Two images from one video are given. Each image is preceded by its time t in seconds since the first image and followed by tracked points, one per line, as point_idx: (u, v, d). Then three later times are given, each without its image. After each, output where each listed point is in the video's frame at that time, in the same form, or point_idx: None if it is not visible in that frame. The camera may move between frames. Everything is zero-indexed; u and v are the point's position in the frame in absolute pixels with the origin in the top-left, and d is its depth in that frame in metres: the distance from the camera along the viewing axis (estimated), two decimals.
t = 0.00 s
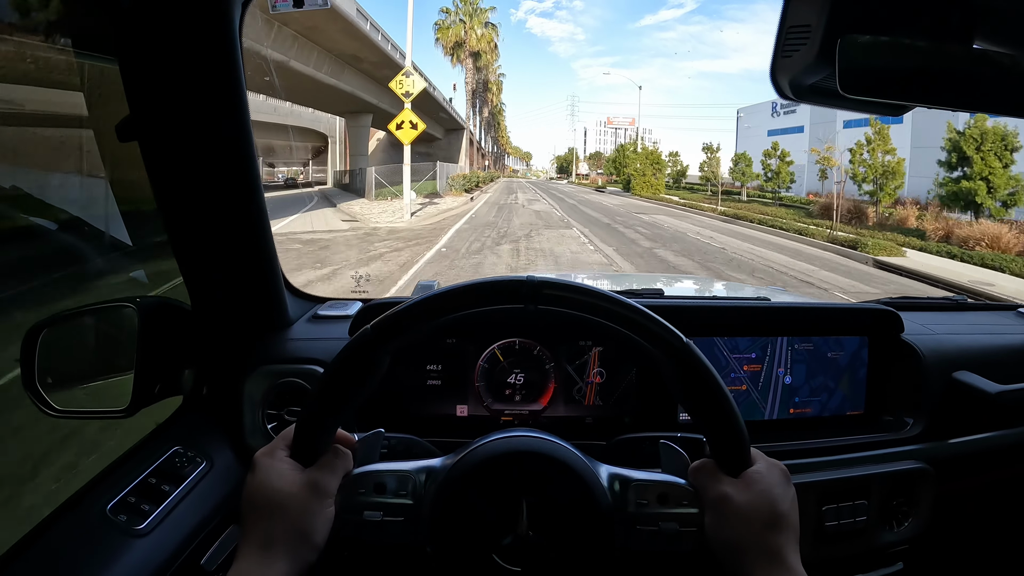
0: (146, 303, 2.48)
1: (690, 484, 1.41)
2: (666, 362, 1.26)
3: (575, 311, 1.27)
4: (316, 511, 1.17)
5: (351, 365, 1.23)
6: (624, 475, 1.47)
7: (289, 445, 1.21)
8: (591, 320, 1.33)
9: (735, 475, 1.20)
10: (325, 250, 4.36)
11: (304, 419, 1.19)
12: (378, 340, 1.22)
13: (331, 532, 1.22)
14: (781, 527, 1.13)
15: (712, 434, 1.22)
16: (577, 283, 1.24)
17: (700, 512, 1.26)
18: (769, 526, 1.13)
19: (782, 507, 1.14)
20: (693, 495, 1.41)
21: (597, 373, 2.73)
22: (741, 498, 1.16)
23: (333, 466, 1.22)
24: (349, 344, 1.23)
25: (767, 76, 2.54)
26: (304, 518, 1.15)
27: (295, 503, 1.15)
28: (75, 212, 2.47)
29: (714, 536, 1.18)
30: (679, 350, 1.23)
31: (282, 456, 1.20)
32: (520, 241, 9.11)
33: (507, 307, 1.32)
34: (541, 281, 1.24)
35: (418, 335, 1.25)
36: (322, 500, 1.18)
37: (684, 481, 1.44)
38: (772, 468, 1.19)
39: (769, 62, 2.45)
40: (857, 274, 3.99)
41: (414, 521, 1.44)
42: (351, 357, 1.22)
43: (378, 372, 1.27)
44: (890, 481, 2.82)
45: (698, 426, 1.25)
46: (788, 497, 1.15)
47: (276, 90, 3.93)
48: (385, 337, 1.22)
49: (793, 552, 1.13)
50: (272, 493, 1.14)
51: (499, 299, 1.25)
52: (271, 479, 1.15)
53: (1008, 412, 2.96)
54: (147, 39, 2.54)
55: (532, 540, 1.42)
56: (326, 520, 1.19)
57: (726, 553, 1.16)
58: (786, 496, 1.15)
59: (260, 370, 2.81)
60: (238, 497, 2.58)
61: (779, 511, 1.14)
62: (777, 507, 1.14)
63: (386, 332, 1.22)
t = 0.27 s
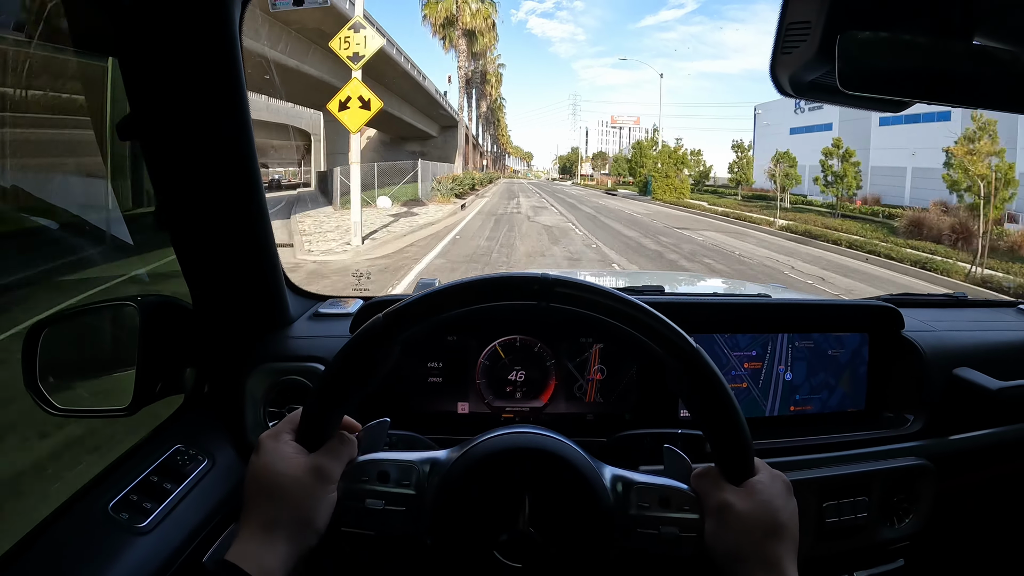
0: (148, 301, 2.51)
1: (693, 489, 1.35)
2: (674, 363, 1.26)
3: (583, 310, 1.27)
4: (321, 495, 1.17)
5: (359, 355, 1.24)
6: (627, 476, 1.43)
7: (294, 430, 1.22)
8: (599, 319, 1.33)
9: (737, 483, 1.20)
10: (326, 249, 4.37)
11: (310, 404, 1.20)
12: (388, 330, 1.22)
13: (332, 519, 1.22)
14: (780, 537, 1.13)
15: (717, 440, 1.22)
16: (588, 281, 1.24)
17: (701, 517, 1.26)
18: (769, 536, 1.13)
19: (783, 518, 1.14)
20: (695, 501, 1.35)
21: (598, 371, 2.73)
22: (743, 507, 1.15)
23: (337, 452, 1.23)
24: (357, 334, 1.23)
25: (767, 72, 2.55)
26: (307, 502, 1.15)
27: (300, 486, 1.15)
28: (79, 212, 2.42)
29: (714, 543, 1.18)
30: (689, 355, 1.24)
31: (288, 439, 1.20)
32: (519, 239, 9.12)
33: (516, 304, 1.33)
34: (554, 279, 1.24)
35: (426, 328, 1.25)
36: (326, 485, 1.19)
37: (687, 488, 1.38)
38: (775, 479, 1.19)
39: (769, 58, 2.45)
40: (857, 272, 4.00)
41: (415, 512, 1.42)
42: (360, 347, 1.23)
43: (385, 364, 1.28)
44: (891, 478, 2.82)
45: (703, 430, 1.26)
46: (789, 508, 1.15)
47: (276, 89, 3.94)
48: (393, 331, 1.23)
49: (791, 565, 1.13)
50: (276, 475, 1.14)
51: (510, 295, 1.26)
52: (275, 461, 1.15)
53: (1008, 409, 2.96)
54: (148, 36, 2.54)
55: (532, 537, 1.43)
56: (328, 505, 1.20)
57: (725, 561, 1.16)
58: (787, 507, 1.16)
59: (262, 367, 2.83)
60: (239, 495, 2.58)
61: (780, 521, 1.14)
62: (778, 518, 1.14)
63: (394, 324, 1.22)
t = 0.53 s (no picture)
0: (149, 300, 2.50)
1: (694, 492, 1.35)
2: (675, 365, 1.26)
3: (586, 311, 1.27)
4: (322, 494, 1.17)
5: (364, 354, 1.24)
6: (629, 479, 1.43)
7: (298, 428, 1.22)
8: (603, 321, 1.33)
9: (739, 487, 1.19)
10: (327, 249, 4.37)
11: (313, 403, 1.20)
12: (392, 331, 1.22)
13: (332, 517, 1.22)
14: (779, 542, 1.13)
15: (719, 443, 1.22)
16: (591, 283, 1.24)
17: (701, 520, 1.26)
18: (768, 540, 1.13)
19: (783, 523, 1.14)
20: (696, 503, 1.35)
21: (600, 371, 2.73)
22: (744, 511, 1.15)
23: (340, 451, 1.22)
24: (361, 334, 1.23)
25: (770, 73, 2.55)
26: (308, 499, 1.15)
27: (302, 484, 1.15)
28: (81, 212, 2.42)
29: (713, 547, 1.18)
30: (692, 359, 1.24)
31: (290, 437, 1.20)
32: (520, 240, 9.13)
33: (520, 305, 1.33)
34: (559, 280, 1.24)
35: (430, 328, 1.25)
36: (327, 483, 1.18)
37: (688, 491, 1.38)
38: (776, 484, 1.19)
39: (772, 59, 2.45)
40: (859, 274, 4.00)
41: (416, 511, 1.43)
42: (364, 346, 1.23)
43: (389, 363, 1.27)
44: (892, 479, 2.82)
45: (705, 434, 1.26)
46: (789, 514, 1.16)
47: (277, 90, 3.94)
48: (397, 331, 1.23)
49: (790, 569, 1.13)
50: (277, 474, 1.14)
51: (513, 296, 1.26)
52: (277, 457, 1.16)
53: (1010, 410, 2.96)
54: (149, 36, 2.55)
55: (533, 537, 1.43)
56: (329, 503, 1.19)
57: (725, 565, 1.15)
58: (788, 513, 1.16)
59: (263, 367, 2.83)
60: (240, 495, 2.59)
61: (780, 526, 1.14)
62: (778, 523, 1.14)
63: (399, 324, 1.22)
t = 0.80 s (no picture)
0: (149, 300, 2.52)
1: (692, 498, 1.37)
2: (674, 369, 1.26)
3: (585, 316, 1.27)
4: (321, 500, 1.17)
5: (362, 360, 1.24)
6: (628, 484, 1.44)
7: (297, 434, 1.22)
8: (601, 325, 1.33)
9: (737, 491, 1.19)
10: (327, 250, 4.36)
11: (310, 410, 1.19)
12: (389, 336, 1.22)
13: (332, 522, 1.22)
14: (779, 546, 1.13)
15: (718, 447, 1.22)
16: (590, 288, 1.24)
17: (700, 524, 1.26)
18: (768, 545, 1.13)
19: (782, 526, 1.14)
20: (694, 509, 1.37)
21: (600, 374, 2.73)
22: (743, 516, 1.15)
23: (341, 456, 1.21)
24: (358, 340, 1.23)
25: (771, 78, 2.54)
26: (307, 505, 1.15)
27: (301, 491, 1.15)
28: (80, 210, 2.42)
29: (712, 551, 1.18)
30: (690, 362, 1.24)
31: (289, 444, 1.20)
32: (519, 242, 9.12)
33: (518, 309, 1.32)
34: (559, 285, 1.24)
35: (429, 332, 1.25)
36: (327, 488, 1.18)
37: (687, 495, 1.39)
38: (775, 488, 1.19)
39: (774, 64, 2.42)
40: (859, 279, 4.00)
41: (415, 515, 1.45)
42: (362, 352, 1.23)
43: (387, 368, 1.27)
44: (891, 485, 2.82)
45: (703, 438, 1.26)
46: (789, 518, 1.15)
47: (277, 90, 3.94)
48: (395, 335, 1.23)
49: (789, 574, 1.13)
50: (276, 480, 1.14)
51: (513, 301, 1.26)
52: (277, 464, 1.16)
53: (1009, 416, 2.96)
54: (150, 35, 2.54)
55: (532, 544, 1.42)
56: (329, 508, 1.19)
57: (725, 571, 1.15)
58: (787, 517, 1.15)
59: (263, 367, 2.83)
60: (240, 496, 2.59)
61: (779, 530, 1.14)
62: (777, 527, 1.14)
63: (397, 329, 1.22)
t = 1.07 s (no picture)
0: (151, 300, 2.47)
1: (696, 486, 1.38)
2: (673, 358, 1.26)
3: (583, 307, 1.27)
4: (322, 500, 1.17)
5: (360, 357, 1.23)
6: (629, 473, 1.44)
7: (297, 436, 1.22)
8: (599, 315, 1.33)
9: (740, 478, 1.19)
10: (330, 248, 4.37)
11: (310, 411, 1.19)
12: (387, 332, 1.22)
13: (335, 522, 1.22)
14: (783, 531, 1.13)
15: (719, 434, 1.21)
16: (588, 278, 1.23)
17: (704, 511, 1.26)
18: (772, 531, 1.13)
19: (787, 511, 1.14)
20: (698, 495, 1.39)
21: (604, 369, 2.73)
22: (746, 501, 1.15)
23: (341, 457, 1.22)
24: (356, 338, 1.23)
25: (772, 70, 2.53)
26: (309, 507, 1.15)
27: (302, 493, 1.15)
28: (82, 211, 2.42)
29: (717, 539, 1.18)
30: (687, 350, 1.23)
31: (290, 446, 1.20)
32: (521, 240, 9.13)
33: (515, 302, 1.32)
34: (555, 276, 1.24)
35: (428, 326, 1.25)
36: (328, 489, 1.18)
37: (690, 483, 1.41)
38: (778, 473, 1.19)
39: (775, 56, 2.43)
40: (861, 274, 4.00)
41: (417, 512, 1.44)
42: (359, 350, 1.23)
43: (387, 363, 1.27)
44: (896, 479, 2.82)
45: (704, 427, 1.25)
46: (793, 503, 1.15)
47: (279, 89, 3.94)
48: (393, 330, 1.22)
49: (795, 560, 1.13)
50: (277, 483, 1.14)
51: (512, 293, 1.26)
52: (278, 467, 1.16)
53: (1014, 409, 2.95)
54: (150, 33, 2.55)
55: (536, 536, 1.42)
56: (331, 509, 1.19)
57: (729, 557, 1.15)
58: (791, 502, 1.15)
59: (267, 364, 2.84)
60: (243, 493, 2.59)
61: (784, 515, 1.14)
62: (781, 512, 1.14)
63: (394, 325, 1.22)
